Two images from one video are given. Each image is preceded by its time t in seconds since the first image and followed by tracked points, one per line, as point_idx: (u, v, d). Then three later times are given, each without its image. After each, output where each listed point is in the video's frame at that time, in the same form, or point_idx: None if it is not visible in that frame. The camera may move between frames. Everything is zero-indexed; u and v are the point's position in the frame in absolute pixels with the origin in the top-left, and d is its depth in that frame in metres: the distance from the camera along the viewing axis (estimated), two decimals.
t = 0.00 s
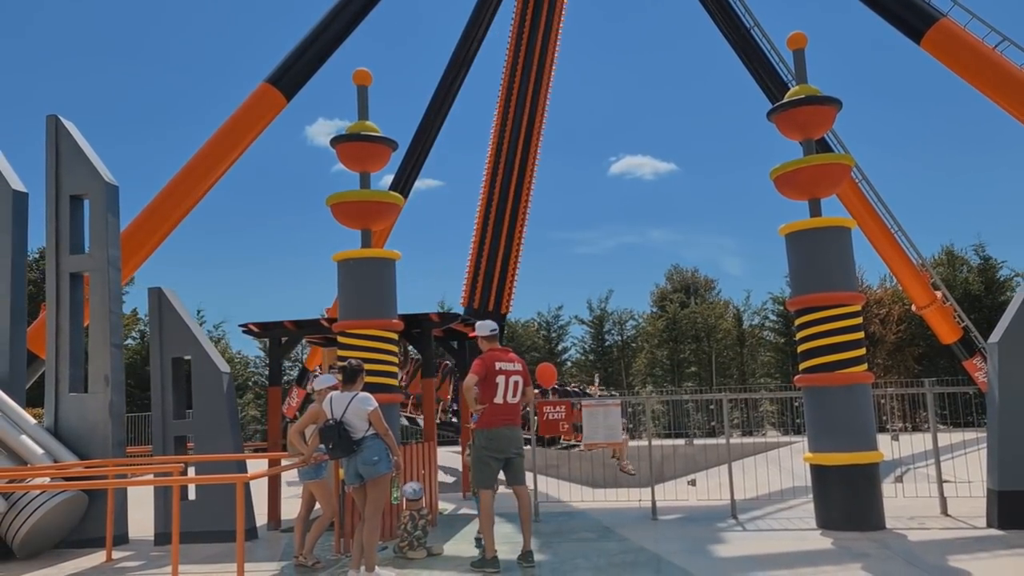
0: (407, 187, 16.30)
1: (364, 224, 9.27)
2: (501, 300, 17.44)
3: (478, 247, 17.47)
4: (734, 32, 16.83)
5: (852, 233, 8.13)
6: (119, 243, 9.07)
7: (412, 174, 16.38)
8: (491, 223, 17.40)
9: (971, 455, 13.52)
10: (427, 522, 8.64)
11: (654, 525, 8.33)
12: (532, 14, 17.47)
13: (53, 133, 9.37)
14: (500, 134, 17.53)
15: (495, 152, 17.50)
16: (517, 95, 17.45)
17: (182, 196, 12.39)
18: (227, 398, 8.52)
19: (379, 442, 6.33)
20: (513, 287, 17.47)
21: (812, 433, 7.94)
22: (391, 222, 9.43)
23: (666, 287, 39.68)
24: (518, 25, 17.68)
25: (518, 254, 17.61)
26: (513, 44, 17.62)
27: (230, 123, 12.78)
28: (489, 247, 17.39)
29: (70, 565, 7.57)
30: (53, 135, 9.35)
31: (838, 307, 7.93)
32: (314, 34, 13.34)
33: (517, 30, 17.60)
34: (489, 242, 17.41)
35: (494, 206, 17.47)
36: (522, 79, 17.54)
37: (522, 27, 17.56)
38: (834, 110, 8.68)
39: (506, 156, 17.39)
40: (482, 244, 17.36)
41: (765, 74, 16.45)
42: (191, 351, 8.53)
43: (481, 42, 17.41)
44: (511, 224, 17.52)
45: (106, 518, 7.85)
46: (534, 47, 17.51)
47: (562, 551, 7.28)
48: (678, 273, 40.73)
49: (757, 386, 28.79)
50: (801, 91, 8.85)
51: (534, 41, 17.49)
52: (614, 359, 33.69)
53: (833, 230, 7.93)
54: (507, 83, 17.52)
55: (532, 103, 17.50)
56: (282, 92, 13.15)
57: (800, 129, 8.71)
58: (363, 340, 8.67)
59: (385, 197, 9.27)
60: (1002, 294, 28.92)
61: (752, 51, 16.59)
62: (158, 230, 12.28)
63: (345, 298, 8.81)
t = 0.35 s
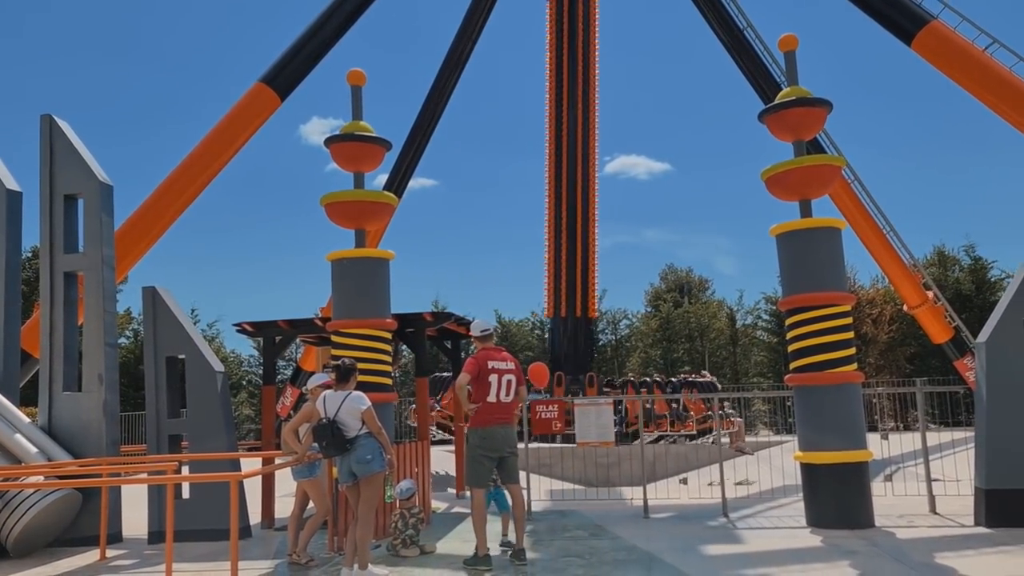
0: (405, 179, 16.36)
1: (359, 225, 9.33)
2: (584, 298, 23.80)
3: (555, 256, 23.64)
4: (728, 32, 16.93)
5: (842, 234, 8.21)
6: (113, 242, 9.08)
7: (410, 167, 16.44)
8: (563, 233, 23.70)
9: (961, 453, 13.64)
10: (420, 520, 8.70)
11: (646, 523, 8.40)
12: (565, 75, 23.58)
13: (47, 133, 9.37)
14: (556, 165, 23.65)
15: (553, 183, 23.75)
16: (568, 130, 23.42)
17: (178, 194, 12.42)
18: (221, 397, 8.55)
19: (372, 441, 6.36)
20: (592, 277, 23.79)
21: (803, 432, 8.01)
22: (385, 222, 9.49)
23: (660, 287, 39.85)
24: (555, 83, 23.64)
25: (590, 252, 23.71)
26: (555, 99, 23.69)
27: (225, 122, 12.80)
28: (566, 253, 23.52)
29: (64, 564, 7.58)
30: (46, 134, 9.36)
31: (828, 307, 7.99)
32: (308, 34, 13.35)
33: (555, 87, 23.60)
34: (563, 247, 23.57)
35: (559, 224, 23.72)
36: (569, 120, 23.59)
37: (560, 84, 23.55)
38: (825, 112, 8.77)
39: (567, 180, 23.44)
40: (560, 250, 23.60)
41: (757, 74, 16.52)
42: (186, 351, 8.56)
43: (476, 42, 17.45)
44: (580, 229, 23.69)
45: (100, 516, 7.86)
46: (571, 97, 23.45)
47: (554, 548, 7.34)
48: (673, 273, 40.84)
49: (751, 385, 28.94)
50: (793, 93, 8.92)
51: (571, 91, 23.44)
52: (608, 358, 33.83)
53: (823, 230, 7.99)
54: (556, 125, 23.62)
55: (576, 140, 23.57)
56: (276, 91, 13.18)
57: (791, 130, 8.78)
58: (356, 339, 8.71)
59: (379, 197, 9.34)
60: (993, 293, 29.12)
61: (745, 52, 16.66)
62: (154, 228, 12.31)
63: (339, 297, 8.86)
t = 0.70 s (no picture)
0: (402, 170, 16.43)
1: (348, 226, 9.34)
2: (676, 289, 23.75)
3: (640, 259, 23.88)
4: (720, 34, 16.99)
5: (831, 236, 8.24)
6: (102, 241, 9.06)
7: (407, 157, 16.49)
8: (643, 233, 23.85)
9: (951, 455, 13.70)
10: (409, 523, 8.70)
11: (635, 525, 8.41)
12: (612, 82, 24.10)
13: (37, 133, 9.36)
14: (621, 166, 23.97)
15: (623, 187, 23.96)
16: (626, 132, 23.77)
17: (171, 192, 12.40)
18: (210, 398, 8.53)
19: (361, 443, 6.36)
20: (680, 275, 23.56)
21: (791, 434, 8.04)
22: (375, 223, 9.51)
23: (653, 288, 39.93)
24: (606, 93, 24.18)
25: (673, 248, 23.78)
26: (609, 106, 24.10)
27: (217, 121, 12.80)
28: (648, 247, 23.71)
29: (51, 565, 7.55)
30: (36, 134, 9.33)
31: (815, 309, 8.03)
32: (299, 36, 13.34)
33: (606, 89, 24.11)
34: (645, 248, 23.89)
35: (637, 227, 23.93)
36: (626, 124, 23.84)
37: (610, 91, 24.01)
38: (814, 114, 8.82)
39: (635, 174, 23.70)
40: (643, 254, 23.81)
41: (748, 76, 16.58)
42: (175, 351, 8.54)
43: (469, 43, 17.45)
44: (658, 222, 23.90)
45: (88, 517, 7.84)
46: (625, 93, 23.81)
47: (543, 550, 7.35)
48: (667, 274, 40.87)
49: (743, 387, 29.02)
50: (782, 95, 8.97)
51: (622, 93, 23.84)
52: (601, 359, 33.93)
53: (812, 233, 8.02)
54: (614, 133, 24.00)
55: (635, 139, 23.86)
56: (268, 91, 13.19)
57: (780, 133, 8.82)
58: (346, 340, 8.71)
59: (370, 197, 9.36)
60: (985, 296, 29.22)
61: (738, 54, 16.69)
62: (147, 225, 12.28)
63: (329, 298, 8.85)
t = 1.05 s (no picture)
0: (399, 165, 16.54)
1: (336, 231, 9.41)
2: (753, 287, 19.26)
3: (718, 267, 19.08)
4: (710, 41, 17.15)
5: (814, 245, 8.34)
6: (91, 246, 9.08)
7: (402, 154, 16.60)
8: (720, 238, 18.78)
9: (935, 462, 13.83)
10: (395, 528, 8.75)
11: (619, 530, 8.49)
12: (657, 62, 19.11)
13: (26, 138, 9.38)
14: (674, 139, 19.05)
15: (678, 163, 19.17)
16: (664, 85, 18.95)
17: (162, 196, 12.44)
18: (198, 402, 8.56)
19: (347, 448, 6.42)
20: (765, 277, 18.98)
21: (774, 440, 8.12)
22: (363, 229, 9.56)
23: (644, 293, 40.04)
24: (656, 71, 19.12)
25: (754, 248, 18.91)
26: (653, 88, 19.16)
27: (207, 126, 12.85)
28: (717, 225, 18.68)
29: (38, 569, 7.56)
30: (25, 138, 9.35)
31: (798, 317, 8.12)
32: (289, 42, 13.39)
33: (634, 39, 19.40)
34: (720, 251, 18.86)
35: (713, 231, 18.90)
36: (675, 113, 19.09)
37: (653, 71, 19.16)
38: (798, 124, 8.93)
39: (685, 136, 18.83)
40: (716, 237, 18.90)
41: (737, 83, 16.76)
42: (163, 356, 8.57)
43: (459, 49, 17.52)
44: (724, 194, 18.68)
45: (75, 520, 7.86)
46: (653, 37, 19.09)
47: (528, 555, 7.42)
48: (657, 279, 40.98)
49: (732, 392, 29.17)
50: (767, 105, 9.07)
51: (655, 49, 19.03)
52: (591, 365, 34.02)
53: (795, 241, 8.12)
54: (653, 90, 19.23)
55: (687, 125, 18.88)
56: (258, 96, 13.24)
57: (764, 142, 8.92)
58: (333, 346, 8.77)
59: (358, 203, 9.42)
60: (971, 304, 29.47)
61: (728, 65, 16.86)
62: (139, 227, 12.32)
63: (316, 304, 8.90)
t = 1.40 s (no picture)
0: (391, 170, 16.61)
1: (326, 237, 9.49)
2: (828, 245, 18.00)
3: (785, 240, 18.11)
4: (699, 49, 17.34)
5: (798, 253, 8.45)
6: (81, 250, 9.11)
7: (395, 158, 16.67)
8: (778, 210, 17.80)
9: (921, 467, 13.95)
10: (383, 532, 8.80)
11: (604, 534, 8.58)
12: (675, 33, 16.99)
13: (17, 142, 9.42)
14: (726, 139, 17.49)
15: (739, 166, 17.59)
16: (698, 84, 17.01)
17: (157, 197, 12.50)
18: (187, 406, 8.60)
19: (334, 452, 6.47)
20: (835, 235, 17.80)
21: (758, 446, 8.21)
22: (353, 234, 9.64)
23: (636, 298, 40.16)
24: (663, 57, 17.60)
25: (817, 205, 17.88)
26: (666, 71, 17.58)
27: (200, 129, 12.91)
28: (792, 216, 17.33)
29: (26, 571, 7.59)
30: (17, 143, 9.39)
31: (782, 324, 8.22)
32: (281, 47, 13.45)
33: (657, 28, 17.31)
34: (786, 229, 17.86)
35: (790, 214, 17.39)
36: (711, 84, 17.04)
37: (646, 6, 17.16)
38: (783, 134, 9.05)
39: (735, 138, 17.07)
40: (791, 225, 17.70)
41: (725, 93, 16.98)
42: (152, 360, 8.61)
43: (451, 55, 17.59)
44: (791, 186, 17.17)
45: (63, 524, 7.89)
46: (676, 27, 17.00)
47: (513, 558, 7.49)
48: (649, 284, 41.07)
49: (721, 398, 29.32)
50: (751, 114, 9.19)
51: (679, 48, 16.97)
52: (582, 370, 34.13)
53: (779, 250, 8.22)
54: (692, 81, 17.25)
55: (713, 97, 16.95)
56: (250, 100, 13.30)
57: (750, 150, 9.04)
58: (321, 350, 8.83)
59: (348, 210, 9.49)
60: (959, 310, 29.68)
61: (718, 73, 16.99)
62: (134, 227, 12.38)
63: (305, 309, 8.97)
